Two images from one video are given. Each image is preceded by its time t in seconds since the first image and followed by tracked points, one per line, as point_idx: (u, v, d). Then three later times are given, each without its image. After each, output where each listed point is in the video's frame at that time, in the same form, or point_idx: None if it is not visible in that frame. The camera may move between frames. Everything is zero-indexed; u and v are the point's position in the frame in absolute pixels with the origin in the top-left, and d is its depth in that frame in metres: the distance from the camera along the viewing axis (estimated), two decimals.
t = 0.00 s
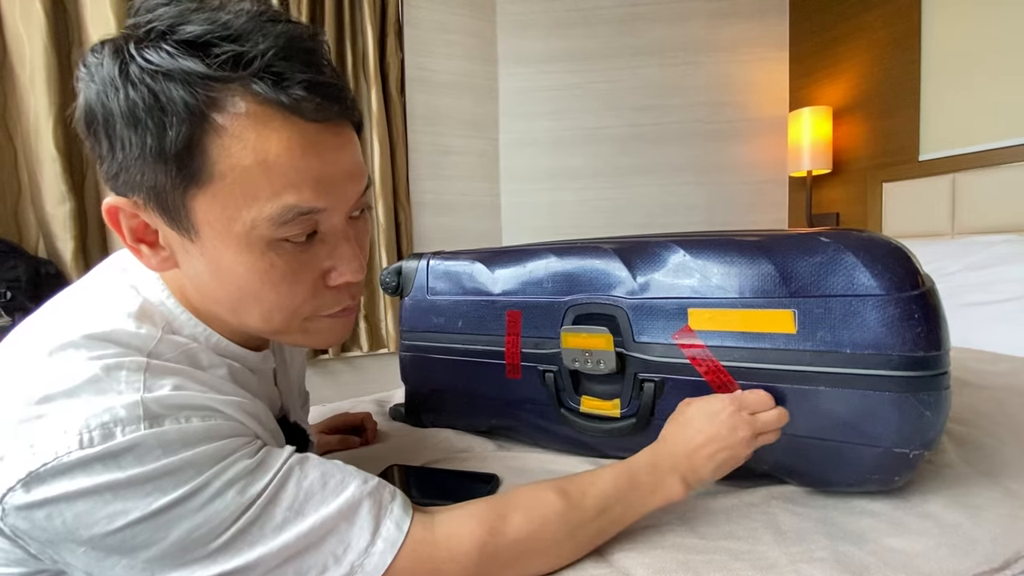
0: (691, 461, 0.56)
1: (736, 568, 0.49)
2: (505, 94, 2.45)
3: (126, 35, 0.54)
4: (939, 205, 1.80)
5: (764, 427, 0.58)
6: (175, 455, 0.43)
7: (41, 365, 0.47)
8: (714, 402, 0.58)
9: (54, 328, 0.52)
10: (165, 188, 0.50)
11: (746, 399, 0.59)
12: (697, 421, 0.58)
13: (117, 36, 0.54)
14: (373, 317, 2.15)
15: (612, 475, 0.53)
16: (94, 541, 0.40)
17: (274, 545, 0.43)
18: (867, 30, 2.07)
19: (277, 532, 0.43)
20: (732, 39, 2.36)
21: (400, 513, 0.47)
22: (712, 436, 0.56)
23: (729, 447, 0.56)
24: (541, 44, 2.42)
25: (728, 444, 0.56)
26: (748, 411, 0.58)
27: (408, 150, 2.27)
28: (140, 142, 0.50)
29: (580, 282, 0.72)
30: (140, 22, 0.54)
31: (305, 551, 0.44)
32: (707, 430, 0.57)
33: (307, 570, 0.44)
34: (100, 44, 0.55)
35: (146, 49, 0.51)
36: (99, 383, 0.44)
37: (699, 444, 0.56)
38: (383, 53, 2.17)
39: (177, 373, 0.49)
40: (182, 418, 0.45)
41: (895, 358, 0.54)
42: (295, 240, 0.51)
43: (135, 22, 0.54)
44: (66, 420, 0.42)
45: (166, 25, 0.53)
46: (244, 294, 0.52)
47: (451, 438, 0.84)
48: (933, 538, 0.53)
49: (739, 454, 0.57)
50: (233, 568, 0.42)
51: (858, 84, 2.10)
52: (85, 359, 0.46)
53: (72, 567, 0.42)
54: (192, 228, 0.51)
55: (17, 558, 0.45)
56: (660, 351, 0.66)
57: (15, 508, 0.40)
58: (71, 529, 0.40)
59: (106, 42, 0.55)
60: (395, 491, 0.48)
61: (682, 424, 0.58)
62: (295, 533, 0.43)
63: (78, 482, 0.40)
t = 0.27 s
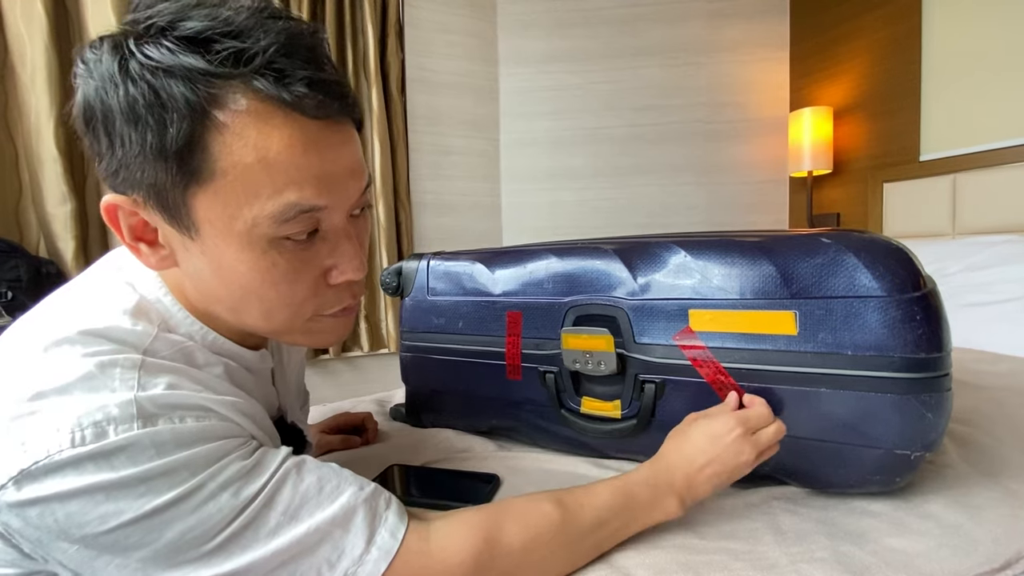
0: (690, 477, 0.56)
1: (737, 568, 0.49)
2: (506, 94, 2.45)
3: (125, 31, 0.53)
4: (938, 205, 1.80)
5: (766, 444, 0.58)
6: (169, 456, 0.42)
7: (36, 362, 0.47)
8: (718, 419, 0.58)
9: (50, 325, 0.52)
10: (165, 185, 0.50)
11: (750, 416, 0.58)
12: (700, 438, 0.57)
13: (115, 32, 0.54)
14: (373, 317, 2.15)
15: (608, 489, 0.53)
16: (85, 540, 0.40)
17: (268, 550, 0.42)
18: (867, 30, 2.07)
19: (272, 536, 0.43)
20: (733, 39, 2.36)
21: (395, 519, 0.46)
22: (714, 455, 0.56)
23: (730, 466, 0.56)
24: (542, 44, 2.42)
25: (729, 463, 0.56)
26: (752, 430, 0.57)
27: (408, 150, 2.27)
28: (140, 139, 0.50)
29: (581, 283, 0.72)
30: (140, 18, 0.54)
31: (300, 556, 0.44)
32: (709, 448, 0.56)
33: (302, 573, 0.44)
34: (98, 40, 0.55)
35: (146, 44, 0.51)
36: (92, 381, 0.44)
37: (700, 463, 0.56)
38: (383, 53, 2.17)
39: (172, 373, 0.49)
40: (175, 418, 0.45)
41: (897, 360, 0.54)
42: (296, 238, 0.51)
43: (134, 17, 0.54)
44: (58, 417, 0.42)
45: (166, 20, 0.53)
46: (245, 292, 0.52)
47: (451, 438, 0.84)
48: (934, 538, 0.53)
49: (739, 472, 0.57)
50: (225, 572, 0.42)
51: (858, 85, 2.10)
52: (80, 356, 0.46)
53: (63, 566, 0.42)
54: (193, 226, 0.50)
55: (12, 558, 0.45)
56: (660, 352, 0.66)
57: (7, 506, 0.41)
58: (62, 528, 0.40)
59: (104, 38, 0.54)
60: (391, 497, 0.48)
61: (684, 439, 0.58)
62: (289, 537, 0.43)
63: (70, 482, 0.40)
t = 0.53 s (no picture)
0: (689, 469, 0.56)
1: (737, 568, 0.49)
2: (507, 94, 2.45)
3: (163, 44, 0.54)
4: (938, 205, 1.80)
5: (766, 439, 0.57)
6: (189, 454, 0.43)
7: (58, 359, 0.47)
8: (717, 412, 0.58)
9: (72, 323, 0.52)
10: (195, 192, 0.50)
11: (750, 410, 0.57)
12: (699, 431, 0.57)
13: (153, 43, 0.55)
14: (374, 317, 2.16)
15: (608, 480, 0.54)
16: (105, 536, 0.40)
17: (281, 548, 0.43)
18: (867, 31, 2.07)
19: (285, 535, 0.43)
20: (733, 40, 2.36)
21: (404, 520, 0.47)
22: (713, 450, 0.56)
23: (729, 460, 0.56)
24: (542, 44, 2.42)
25: (727, 457, 0.56)
26: (751, 425, 0.57)
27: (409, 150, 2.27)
28: (175, 148, 0.50)
29: (581, 283, 0.72)
30: (178, 32, 0.54)
31: (311, 556, 0.44)
32: (708, 442, 0.56)
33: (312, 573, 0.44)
34: (135, 50, 0.56)
35: (184, 57, 0.52)
36: (114, 378, 0.45)
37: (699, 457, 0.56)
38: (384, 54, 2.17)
39: (190, 372, 0.50)
40: (194, 417, 0.45)
41: (896, 359, 0.54)
42: (319, 247, 0.51)
43: (173, 32, 0.54)
44: (81, 413, 0.42)
45: (204, 36, 0.53)
46: (266, 298, 0.52)
47: (452, 439, 0.84)
48: (934, 539, 0.53)
49: (739, 468, 0.56)
50: (240, 569, 0.42)
51: (859, 85, 2.10)
52: (101, 354, 0.47)
53: (79, 563, 0.42)
54: (219, 233, 0.51)
55: (21, 555, 0.46)
56: (661, 352, 0.66)
57: (29, 499, 0.41)
58: (82, 523, 0.40)
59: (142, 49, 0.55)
60: (399, 500, 0.49)
61: (685, 431, 0.58)
62: (302, 536, 0.43)
63: (91, 477, 0.40)
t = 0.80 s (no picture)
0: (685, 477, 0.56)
1: (737, 569, 0.49)
2: (507, 95, 2.45)
3: (169, 45, 0.54)
4: (939, 205, 1.80)
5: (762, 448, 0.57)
6: (188, 449, 0.43)
7: (59, 352, 0.47)
8: (715, 421, 0.58)
9: (76, 317, 0.52)
10: (202, 194, 0.50)
11: (748, 420, 0.58)
12: (696, 439, 0.57)
13: (159, 45, 0.54)
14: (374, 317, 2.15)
15: (604, 488, 0.53)
16: (104, 530, 0.40)
17: (280, 547, 0.42)
18: (868, 31, 2.07)
19: (284, 533, 0.43)
20: (734, 41, 2.36)
21: (403, 521, 0.46)
22: (711, 457, 0.56)
23: (726, 469, 0.56)
24: (543, 45, 2.42)
25: (724, 466, 0.55)
26: (749, 434, 0.57)
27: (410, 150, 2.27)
28: (183, 150, 0.50)
29: (581, 284, 0.72)
30: (183, 34, 0.54)
31: (310, 555, 0.44)
32: (706, 451, 0.56)
33: (310, 572, 0.44)
34: (140, 52, 0.55)
35: (190, 58, 0.51)
36: (115, 372, 0.45)
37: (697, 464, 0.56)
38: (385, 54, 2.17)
39: (191, 368, 0.50)
40: (194, 413, 0.45)
41: (897, 362, 0.54)
42: (325, 246, 0.51)
43: (178, 33, 0.54)
44: (82, 405, 0.42)
45: (210, 37, 0.53)
46: (272, 298, 0.52)
47: (453, 439, 0.84)
48: (935, 540, 0.53)
49: (734, 477, 0.56)
50: (238, 567, 0.42)
51: (860, 85, 2.10)
52: (102, 349, 0.47)
53: (77, 557, 0.42)
54: (226, 233, 0.50)
55: (20, 553, 0.46)
56: (661, 353, 0.66)
57: (28, 492, 0.40)
58: (81, 517, 0.40)
59: (148, 50, 0.54)
60: (398, 500, 0.48)
61: (681, 439, 0.58)
62: (301, 535, 0.43)
63: (91, 471, 0.40)
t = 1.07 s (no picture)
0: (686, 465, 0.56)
1: (737, 569, 0.49)
2: (508, 95, 2.45)
3: (186, 54, 0.54)
4: (940, 206, 1.79)
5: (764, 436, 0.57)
6: (202, 452, 0.43)
7: (73, 356, 0.47)
8: (715, 408, 0.57)
9: (83, 321, 0.52)
10: (216, 202, 0.50)
11: (750, 407, 0.57)
12: (698, 426, 0.57)
13: (176, 53, 0.55)
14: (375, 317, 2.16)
15: (608, 482, 0.53)
16: (117, 532, 0.40)
17: (290, 547, 0.43)
18: (868, 31, 2.07)
19: (294, 534, 0.43)
20: (734, 41, 2.36)
21: (410, 522, 0.47)
22: (712, 446, 0.55)
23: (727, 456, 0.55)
24: (543, 45, 2.42)
25: (725, 454, 0.55)
26: (750, 421, 0.56)
27: (410, 151, 2.27)
28: (198, 159, 0.50)
29: (582, 283, 0.72)
30: (201, 44, 0.54)
31: (320, 556, 0.44)
32: (706, 438, 0.56)
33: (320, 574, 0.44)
34: (157, 59, 0.56)
35: (207, 68, 0.51)
36: (129, 376, 0.45)
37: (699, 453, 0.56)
38: (385, 55, 2.17)
39: (202, 371, 0.50)
40: (208, 416, 0.45)
41: (897, 359, 0.54)
42: (336, 255, 0.51)
43: (195, 43, 0.54)
44: (97, 408, 0.42)
45: (226, 47, 0.53)
46: (283, 304, 0.52)
47: (453, 439, 0.84)
48: (935, 540, 0.53)
49: (736, 465, 0.56)
50: (250, 568, 0.42)
51: (860, 85, 2.10)
52: (116, 352, 0.47)
53: (89, 560, 0.42)
54: (239, 241, 0.51)
55: (27, 554, 0.46)
56: (661, 352, 0.66)
57: (42, 495, 0.40)
58: (95, 520, 0.40)
59: (165, 58, 0.55)
60: (405, 502, 0.49)
61: (683, 426, 0.58)
62: (311, 536, 0.43)
63: (105, 473, 0.40)
